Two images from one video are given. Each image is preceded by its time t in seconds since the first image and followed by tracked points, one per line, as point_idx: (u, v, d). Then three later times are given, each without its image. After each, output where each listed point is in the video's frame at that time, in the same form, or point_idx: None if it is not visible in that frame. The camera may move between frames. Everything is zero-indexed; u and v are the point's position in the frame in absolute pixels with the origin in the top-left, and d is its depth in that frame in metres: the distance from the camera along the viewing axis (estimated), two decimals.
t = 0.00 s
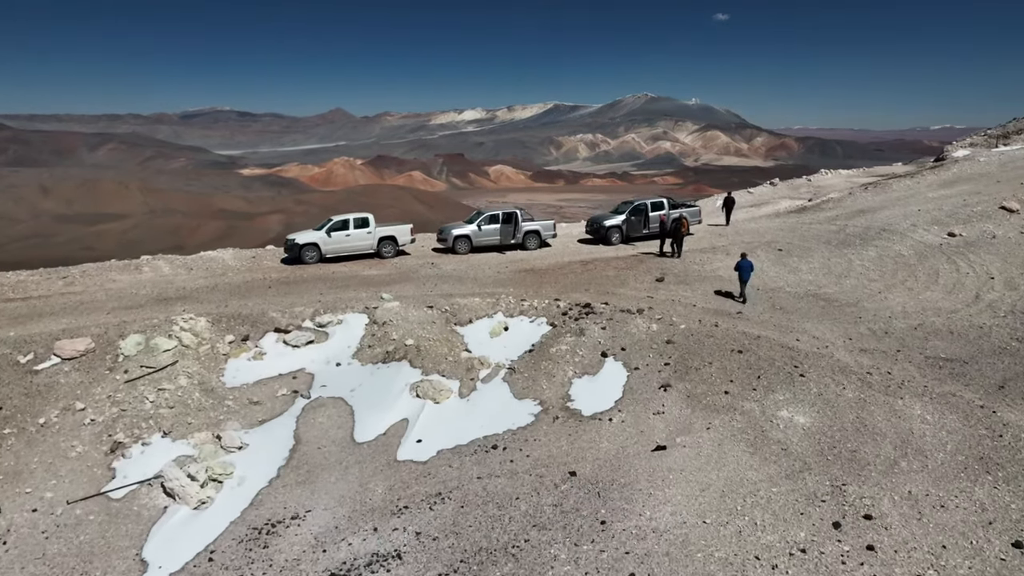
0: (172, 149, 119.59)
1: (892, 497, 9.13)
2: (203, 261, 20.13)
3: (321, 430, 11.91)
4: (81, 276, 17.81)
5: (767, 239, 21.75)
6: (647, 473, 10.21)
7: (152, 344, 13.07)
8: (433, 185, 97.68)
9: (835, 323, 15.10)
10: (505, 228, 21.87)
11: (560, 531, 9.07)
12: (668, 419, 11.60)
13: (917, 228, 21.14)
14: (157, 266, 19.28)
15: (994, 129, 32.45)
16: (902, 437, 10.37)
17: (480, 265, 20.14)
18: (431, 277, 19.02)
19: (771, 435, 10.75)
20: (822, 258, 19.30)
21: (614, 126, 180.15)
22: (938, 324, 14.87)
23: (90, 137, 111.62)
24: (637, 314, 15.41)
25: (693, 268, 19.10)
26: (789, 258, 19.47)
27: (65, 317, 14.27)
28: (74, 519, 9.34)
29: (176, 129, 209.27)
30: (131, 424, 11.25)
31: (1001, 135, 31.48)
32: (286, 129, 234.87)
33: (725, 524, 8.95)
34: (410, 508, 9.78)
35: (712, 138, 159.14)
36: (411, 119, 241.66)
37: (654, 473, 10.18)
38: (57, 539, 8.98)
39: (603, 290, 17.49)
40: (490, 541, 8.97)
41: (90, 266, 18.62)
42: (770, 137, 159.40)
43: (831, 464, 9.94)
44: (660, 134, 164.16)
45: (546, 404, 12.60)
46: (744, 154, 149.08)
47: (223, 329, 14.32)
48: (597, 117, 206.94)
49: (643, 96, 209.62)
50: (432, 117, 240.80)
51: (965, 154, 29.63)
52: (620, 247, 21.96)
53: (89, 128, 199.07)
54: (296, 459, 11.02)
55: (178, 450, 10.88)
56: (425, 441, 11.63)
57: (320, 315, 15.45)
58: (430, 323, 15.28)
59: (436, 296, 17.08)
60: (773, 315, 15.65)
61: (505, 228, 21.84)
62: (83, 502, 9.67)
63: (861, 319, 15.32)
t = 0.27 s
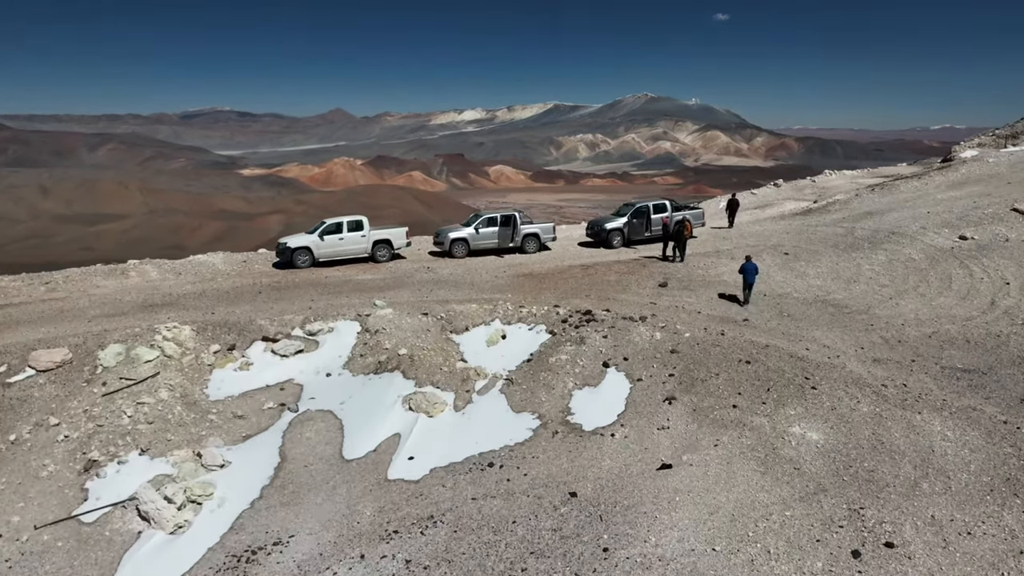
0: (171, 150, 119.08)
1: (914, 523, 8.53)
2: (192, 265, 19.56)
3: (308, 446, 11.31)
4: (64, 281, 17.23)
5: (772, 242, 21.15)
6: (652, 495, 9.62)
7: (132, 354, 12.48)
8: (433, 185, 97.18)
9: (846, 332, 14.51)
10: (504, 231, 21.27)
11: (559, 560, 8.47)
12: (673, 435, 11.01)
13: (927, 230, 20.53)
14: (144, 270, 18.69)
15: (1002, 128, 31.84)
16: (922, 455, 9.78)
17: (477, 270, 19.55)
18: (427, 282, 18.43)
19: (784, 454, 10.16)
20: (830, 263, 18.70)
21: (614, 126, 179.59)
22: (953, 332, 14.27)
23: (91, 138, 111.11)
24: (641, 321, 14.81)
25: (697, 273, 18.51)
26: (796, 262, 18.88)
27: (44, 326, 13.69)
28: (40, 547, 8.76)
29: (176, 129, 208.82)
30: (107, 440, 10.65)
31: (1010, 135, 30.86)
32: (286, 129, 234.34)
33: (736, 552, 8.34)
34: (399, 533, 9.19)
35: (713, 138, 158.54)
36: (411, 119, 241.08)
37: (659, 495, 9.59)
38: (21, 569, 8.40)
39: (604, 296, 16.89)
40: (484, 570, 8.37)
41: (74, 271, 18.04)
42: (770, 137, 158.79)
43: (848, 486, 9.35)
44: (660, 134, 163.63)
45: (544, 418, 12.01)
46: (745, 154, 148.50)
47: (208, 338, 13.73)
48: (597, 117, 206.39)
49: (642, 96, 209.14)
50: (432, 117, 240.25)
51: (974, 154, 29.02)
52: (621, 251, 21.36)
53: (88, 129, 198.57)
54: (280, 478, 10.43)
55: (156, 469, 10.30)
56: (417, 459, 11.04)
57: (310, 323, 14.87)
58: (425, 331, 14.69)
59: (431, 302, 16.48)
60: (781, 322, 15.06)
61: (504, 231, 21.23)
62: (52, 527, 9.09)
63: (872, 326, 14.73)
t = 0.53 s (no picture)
0: (171, 150, 118.61)
1: (940, 553, 7.92)
2: (181, 269, 18.99)
3: (293, 465, 10.72)
4: (47, 286, 16.65)
5: (778, 246, 20.56)
6: (657, 519, 9.03)
7: (110, 366, 11.88)
8: (434, 186, 96.67)
9: (857, 341, 13.93)
10: (502, 234, 20.69)
11: None
12: (679, 453, 10.43)
13: (937, 233, 19.95)
14: (131, 275, 18.11)
15: (1011, 129, 31.24)
16: (945, 477, 9.19)
17: (474, 274, 18.97)
18: (422, 287, 17.84)
19: (797, 474, 9.57)
20: (839, 268, 18.11)
21: (614, 126, 179.02)
22: (971, 341, 13.66)
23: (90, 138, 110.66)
24: (644, 330, 14.24)
25: (701, 278, 17.92)
26: (804, 268, 18.28)
27: (20, 335, 13.12)
28: None
29: (176, 129, 208.37)
30: (79, 459, 10.05)
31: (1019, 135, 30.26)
32: (286, 129, 233.85)
33: None
34: (387, 561, 8.59)
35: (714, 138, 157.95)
36: (411, 120, 240.53)
37: (664, 520, 8.99)
38: None
39: (605, 303, 16.32)
40: None
41: (58, 276, 17.46)
42: (771, 137, 158.27)
43: (867, 510, 8.75)
44: (660, 134, 163.10)
45: (543, 434, 11.41)
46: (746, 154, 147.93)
47: (192, 348, 13.14)
48: (598, 117, 205.82)
49: (643, 96, 208.62)
50: (432, 118, 239.77)
51: (982, 155, 28.42)
52: (623, 255, 20.78)
53: (88, 129, 198.14)
54: (263, 500, 9.83)
55: (131, 490, 9.71)
56: (407, 478, 10.44)
57: (299, 331, 14.28)
58: (418, 339, 14.10)
59: (426, 309, 15.90)
60: (790, 331, 14.47)
61: (502, 234, 20.65)
62: (14, 555, 8.50)
63: (885, 335, 14.15)
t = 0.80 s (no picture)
0: (169, 150, 118.03)
1: None
2: (166, 274, 18.30)
3: (274, 487, 10.03)
4: (24, 293, 15.96)
5: (786, 250, 19.87)
6: (665, 551, 8.33)
7: (82, 379, 11.20)
8: (433, 186, 96.05)
9: (873, 352, 13.24)
10: (499, 238, 20.00)
11: None
12: (687, 477, 9.73)
13: (951, 237, 19.25)
14: (113, 280, 17.42)
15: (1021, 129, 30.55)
16: (976, 506, 8.49)
17: (471, 280, 18.28)
18: (416, 294, 17.15)
19: (815, 501, 8.88)
20: (850, 273, 17.42)
21: (614, 126, 178.29)
22: (993, 352, 12.95)
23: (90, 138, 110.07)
24: (648, 339, 13.55)
25: (707, 284, 17.24)
26: (813, 273, 17.59)
27: None
28: None
29: (175, 129, 207.78)
30: (43, 484, 9.37)
31: None
32: (285, 129, 233.24)
33: None
34: None
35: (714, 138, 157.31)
36: (410, 120, 239.93)
37: (673, 552, 8.29)
38: None
39: (607, 310, 15.63)
40: None
41: (37, 281, 16.77)
42: (772, 137, 157.68)
43: (893, 543, 8.05)
44: (660, 134, 162.47)
45: (542, 453, 10.71)
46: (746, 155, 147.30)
47: (171, 360, 12.45)
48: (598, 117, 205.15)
49: (643, 96, 208.45)
50: (431, 118, 239.16)
51: (993, 156, 27.73)
52: (625, 259, 20.09)
53: (87, 129, 197.54)
54: (240, 527, 9.14)
55: (99, 517, 9.04)
56: (396, 503, 9.75)
57: (286, 341, 13.58)
58: (411, 350, 13.40)
59: (420, 317, 15.21)
60: (801, 341, 13.77)
61: (500, 238, 19.95)
62: None
63: (901, 346, 13.45)
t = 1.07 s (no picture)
0: (169, 150, 117.55)
1: None
2: (153, 279, 17.71)
3: (257, 511, 9.43)
4: (4, 300, 15.38)
5: (793, 254, 19.28)
6: None
7: (56, 394, 10.62)
8: (433, 186, 95.49)
9: (888, 363, 12.64)
10: (497, 241, 19.41)
11: None
12: (696, 500, 9.13)
13: (963, 241, 18.64)
14: (98, 286, 16.83)
15: None
16: (1010, 535, 7.88)
17: (468, 286, 17.68)
18: (412, 300, 16.56)
19: (835, 529, 8.27)
20: (860, 279, 16.83)
21: (614, 126, 177.75)
22: (1015, 363, 12.34)
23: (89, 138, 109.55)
24: (652, 350, 12.95)
25: (712, 289, 16.65)
26: (823, 279, 17.00)
27: None
28: None
29: (175, 129, 207.31)
30: (9, 509, 8.79)
31: None
32: (285, 129, 232.70)
33: None
34: None
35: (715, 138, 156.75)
36: (410, 120, 239.42)
37: None
38: None
39: (609, 318, 15.04)
40: None
41: (18, 287, 16.19)
42: (772, 137, 157.15)
43: None
44: (660, 135, 161.91)
45: (541, 472, 10.12)
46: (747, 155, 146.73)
47: (152, 372, 11.86)
48: (598, 117, 204.67)
49: (643, 96, 207.95)
50: (431, 118, 238.62)
51: (1003, 156, 27.12)
52: (627, 264, 19.49)
53: (86, 129, 196.99)
54: (218, 556, 8.55)
55: (67, 546, 8.48)
56: (386, 527, 9.16)
57: (273, 351, 12.98)
58: (404, 360, 12.79)
59: (415, 325, 14.61)
60: (813, 351, 13.19)
61: (498, 242, 19.35)
62: None
63: (918, 357, 12.85)
